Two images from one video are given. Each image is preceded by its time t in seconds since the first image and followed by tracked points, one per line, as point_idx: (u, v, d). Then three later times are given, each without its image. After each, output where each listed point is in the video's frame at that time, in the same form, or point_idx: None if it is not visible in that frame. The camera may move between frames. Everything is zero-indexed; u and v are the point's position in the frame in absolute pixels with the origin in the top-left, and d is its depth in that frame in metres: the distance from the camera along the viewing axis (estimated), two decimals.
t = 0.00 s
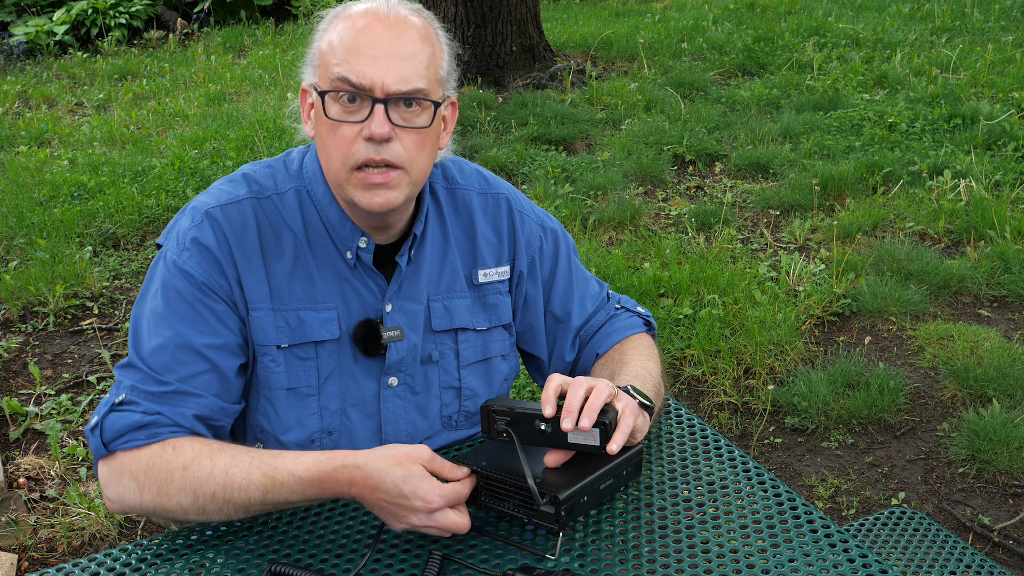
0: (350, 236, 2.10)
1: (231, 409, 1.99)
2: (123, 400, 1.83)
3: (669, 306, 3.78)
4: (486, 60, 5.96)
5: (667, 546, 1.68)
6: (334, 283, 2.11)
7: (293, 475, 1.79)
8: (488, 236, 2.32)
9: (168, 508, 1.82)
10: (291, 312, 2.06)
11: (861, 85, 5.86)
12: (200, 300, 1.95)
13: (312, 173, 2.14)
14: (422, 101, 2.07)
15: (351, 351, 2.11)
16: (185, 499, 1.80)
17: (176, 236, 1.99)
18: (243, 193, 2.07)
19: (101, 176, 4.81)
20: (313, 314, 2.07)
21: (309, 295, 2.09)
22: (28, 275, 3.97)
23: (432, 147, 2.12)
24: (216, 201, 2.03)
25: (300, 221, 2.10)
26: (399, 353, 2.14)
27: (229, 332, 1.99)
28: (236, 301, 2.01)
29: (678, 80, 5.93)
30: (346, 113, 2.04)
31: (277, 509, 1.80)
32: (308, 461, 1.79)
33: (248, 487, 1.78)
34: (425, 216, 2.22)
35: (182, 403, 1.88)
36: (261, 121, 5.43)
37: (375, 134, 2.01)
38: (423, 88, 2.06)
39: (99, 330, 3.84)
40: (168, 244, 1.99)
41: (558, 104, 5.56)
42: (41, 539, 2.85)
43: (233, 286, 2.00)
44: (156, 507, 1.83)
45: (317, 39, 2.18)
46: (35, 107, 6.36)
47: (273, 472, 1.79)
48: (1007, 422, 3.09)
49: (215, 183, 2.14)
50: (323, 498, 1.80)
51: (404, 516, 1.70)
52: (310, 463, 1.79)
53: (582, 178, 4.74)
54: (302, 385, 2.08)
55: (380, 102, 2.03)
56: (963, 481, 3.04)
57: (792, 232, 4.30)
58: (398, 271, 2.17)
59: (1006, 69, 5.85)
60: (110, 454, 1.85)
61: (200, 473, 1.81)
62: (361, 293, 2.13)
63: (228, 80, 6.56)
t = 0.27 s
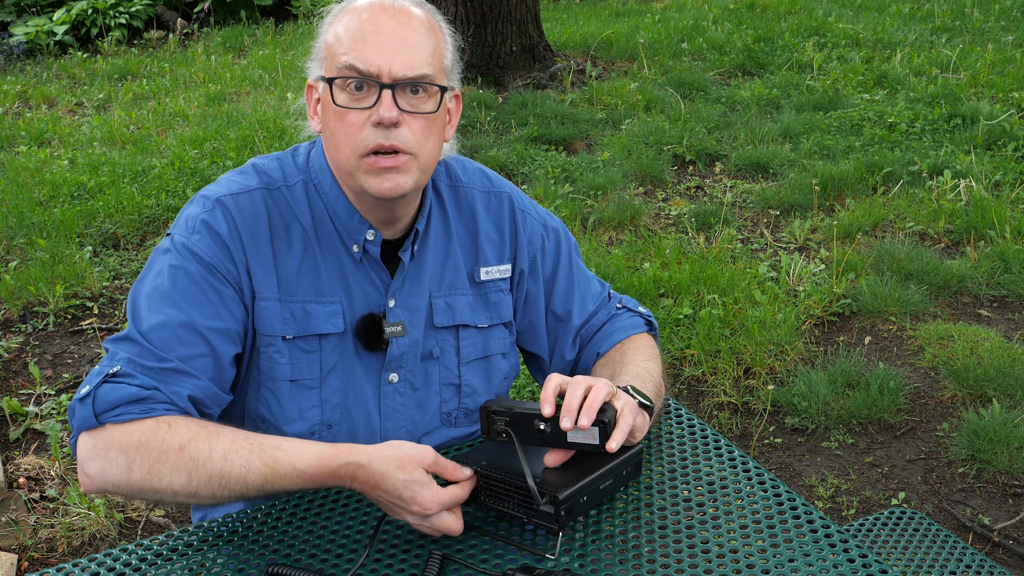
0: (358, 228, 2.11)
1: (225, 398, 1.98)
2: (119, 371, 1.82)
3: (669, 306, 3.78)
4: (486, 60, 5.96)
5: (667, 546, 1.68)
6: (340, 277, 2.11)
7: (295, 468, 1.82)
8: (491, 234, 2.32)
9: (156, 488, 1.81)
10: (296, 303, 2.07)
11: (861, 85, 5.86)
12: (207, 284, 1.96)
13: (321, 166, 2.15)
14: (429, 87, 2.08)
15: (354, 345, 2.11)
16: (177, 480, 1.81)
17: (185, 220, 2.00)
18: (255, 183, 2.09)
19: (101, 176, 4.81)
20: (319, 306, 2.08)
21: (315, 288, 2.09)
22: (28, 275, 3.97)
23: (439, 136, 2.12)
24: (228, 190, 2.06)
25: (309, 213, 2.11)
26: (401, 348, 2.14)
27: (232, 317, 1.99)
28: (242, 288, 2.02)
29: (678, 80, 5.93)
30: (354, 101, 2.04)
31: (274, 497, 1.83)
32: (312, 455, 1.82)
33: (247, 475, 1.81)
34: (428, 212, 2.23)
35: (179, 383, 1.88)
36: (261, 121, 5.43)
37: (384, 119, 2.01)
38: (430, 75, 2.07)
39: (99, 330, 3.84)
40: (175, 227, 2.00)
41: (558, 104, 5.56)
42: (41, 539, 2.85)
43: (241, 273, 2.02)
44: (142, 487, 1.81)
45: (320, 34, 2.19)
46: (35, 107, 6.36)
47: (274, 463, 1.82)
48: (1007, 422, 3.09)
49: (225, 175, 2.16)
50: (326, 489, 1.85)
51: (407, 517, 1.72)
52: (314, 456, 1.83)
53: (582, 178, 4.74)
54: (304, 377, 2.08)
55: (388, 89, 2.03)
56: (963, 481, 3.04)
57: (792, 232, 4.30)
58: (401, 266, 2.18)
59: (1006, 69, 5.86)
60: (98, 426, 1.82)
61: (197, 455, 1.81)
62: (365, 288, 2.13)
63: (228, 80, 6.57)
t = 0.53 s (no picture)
0: (359, 228, 2.11)
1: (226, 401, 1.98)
2: (119, 377, 1.82)
3: (669, 306, 3.78)
4: (486, 60, 5.96)
5: (667, 546, 1.68)
6: (342, 277, 2.11)
7: (295, 477, 1.81)
8: (491, 233, 2.32)
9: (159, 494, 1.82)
10: (299, 303, 2.06)
11: (861, 85, 5.86)
12: (210, 287, 1.95)
13: (322, 166, 2.15)
14: (429, 85, 2.08)
15: (355, 345, 2.11)
16: (178, 488, 1.82)
17: (188, 222, 2.00)
18: (258, 183, 2.09)
19: (101, 176, 4.81)
20: (321, 306, 2.07)
21: (317, 287, 2.09)
22: (28, 275, 3.98)
23: (439, 134, 2.12)
24: (231, 191, 2.06)
25: (312, 214, 2.11)
26: (402, 348, 2.14)
27: (234, 320, 1.99)
28: (245, 289, 2.02)
29: (678, 80, 5.93)
30: (354, 100, 2.04)
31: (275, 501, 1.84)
32: (312, 464, 1.81)
33: (248, 483, 1.81)
34: (429, 211, 2.23)
35: (180, 389, 1.88)
36: (261, 121, 5.42)
37: (385, 117, 2.01)
38: (429, 72, 2.07)
39: (99, 330, 3.84)
40: (178, 229, 2.00)
41: (558, 104, 5.56)
42: (41, 539, 2.85)
43: (244, 274, 2.02)
44: (144, 492, 1.82)
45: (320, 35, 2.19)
46: (35, 107, 6.36)
47: (274, 471, 1.81)
48: (1007, 422, 3.09)
49: (227, 174, 2.16)
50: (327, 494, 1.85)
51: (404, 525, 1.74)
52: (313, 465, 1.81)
53: (582, 178, 4.74)
54: (306, 377, 2.08)
55: (388, 87, 2.03)
56: (963, 481, 3.04)
57: (792, 232, 4.30)
58: (402, 266, 2.18)
59: (1006, 69, 5.86)
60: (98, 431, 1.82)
61: (198, 462, 1.81)
62: (367, 288, 2.13)
63: (228, 80, 6.57)
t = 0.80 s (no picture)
0: (360, 229, 2.11)
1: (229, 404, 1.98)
2: (122, 382, 1.82)
3: (669, 306, 3.78)
4: (486, 60, 5.96)
5: (667, 546, 1.68)
6: (345, 278, 2.11)
7: (298, 475, 1.82)
8: (491, 233, 2.32)
9: (162, 496, 1.83)
10: (302, 304, 2.06)
11: (861, 85, 5.86)
12: (212, 290, 1.95)
13: (324, 166, 2.15)
14: (430, 88, 2.08)
15: (356, 346, 2.11)
16: (181, 490, 1.82)
17: (190, 223, 2.00)
18: (260, 183, 2.09)
19: (101, 176, 4.82)
20: (323, 307, 2.07)
21: (319, 288, 2.09)
22: (28, 275, 3.98)
23: (440, 137, 2.12)
24: (234, 191, 2.05)
25: (315, 214, 2.11)
26: (403, 348, 2.14)
27: (237, 322, 1.99)
28: (249, 291, 2.02)
29: (678, 80, 5.93)
30: (355, 101, 2.04)
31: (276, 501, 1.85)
32: (314, 462, 1.82)
33: (251, 483, 1.82)
34: (429, 212, 2.23)
35: (182, 393, 1.88)
36: (262, 121, 5.42)
37: (385, 119, 2.01)
38: (431, 74, 2.07)
39: (99, 330, 3.84)
40: (180, 231, 2.00)
41: (558, 104, 5.56)
42: (41, 539, 2.85)
43: (248, 276, 2.01)
44: (147, 494, 1.83)
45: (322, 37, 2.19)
46: (35, 107, 6.36)
47: (276, 471, 1.82)
48: (1007, 422, 3.09)
49: (230, 174, 2.16)
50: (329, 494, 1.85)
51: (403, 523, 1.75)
52: (315, 463, 1.82)
53: (582, 178, 4.74)
54: (308, 377, 2.08)
55: (389, 89, 2.03)
56: (963, 481, 3.04)
57: (792, 232, 4.30)
58: (403, 266, 2.18)
59: (1006, 69, 5.85)
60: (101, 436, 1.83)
61: (201, 464, 1.82)
62: (368, 289, 2.13)
63: (228, 80, 6.57)
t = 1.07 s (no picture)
0: (363, 229, 2.10)
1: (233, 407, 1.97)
2: (124, 386, 1.81)
3: (669, 306, 3.78)
4: (486, 60, 5.96)
5: (667, 546, 1.68)
6: (348, 279, 2.11)
7: (299, 487, 1.79)
8: (493, 233, 2.32)
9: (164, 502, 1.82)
10: (306, 304, 2.06)
11: (861, 85, 5.86)
12: (216, 292, 1.94)
13: (328, 165, 2.15)
14: (435, 92, 2.07)
15: (359, 347, 2.11)
16: (183, 497, 1.81)
17: (194, 223, 1.98)
18: (265, 182, 2.08)
19: (101, 176, 4.82)
20: (327, 307, 2.07)
21: (323, 288, 2.09)
22: (28, 275, 3.98)
23: (444, 140, 2.12)
24: (238, 191, 2.04)
25: (319, 214, 2.11)
26: (406, 349, 2.14)
27: (242, 325, 1.98)
28: (254, 291, 2.01)
29: (678, 80, 5.93)
30: (359, 105, 2.03)
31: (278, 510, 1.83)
32: (316, 475, 1.79)
33: (253, 493, 1.79)
34: (432, 212, 2.23)
35: (185, 397, 1.87)
36: (262, 121, 5.42)
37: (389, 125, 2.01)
38: (436, 80, 2.06)
39: (99, 330, 3.84)
40: (184, 231, 1.98)
41: (558, 104, 5.56)
42: (41, 539, 2.85)
43: (253, 276, 2.00)
44: (149, 500, 1.82)
45: (326, 35, 2.18)
46: (35, 107, 6.36)
47: (278, 481, 1.79)
48: (1007, 422, 3.09)
49: (234, 172, 2.15)
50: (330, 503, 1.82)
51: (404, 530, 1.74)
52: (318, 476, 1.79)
53: (582, 178, 4.74)
54: (311, 378, 2.08)
55: (393, 94, 2.03)
56: (963, 481, 3.04)
57: (792, 232, 4.30)
58: (406, 267, 2.18)
59: (1006, 69, 5.85)
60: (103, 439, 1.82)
61: (202, 473, 1.79)
62: (371, 289, 2.13)
63: (228, 80, 6.57)
